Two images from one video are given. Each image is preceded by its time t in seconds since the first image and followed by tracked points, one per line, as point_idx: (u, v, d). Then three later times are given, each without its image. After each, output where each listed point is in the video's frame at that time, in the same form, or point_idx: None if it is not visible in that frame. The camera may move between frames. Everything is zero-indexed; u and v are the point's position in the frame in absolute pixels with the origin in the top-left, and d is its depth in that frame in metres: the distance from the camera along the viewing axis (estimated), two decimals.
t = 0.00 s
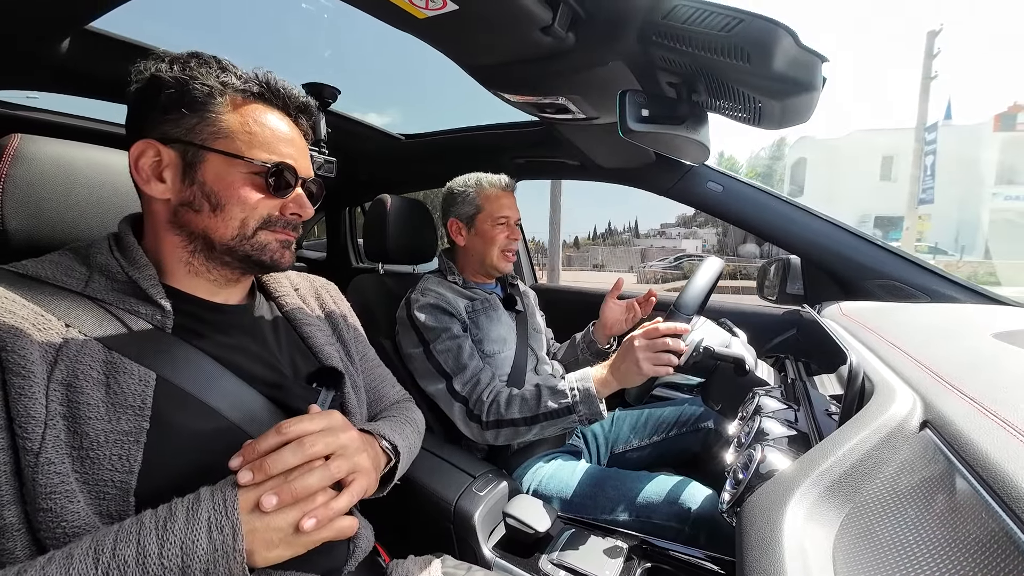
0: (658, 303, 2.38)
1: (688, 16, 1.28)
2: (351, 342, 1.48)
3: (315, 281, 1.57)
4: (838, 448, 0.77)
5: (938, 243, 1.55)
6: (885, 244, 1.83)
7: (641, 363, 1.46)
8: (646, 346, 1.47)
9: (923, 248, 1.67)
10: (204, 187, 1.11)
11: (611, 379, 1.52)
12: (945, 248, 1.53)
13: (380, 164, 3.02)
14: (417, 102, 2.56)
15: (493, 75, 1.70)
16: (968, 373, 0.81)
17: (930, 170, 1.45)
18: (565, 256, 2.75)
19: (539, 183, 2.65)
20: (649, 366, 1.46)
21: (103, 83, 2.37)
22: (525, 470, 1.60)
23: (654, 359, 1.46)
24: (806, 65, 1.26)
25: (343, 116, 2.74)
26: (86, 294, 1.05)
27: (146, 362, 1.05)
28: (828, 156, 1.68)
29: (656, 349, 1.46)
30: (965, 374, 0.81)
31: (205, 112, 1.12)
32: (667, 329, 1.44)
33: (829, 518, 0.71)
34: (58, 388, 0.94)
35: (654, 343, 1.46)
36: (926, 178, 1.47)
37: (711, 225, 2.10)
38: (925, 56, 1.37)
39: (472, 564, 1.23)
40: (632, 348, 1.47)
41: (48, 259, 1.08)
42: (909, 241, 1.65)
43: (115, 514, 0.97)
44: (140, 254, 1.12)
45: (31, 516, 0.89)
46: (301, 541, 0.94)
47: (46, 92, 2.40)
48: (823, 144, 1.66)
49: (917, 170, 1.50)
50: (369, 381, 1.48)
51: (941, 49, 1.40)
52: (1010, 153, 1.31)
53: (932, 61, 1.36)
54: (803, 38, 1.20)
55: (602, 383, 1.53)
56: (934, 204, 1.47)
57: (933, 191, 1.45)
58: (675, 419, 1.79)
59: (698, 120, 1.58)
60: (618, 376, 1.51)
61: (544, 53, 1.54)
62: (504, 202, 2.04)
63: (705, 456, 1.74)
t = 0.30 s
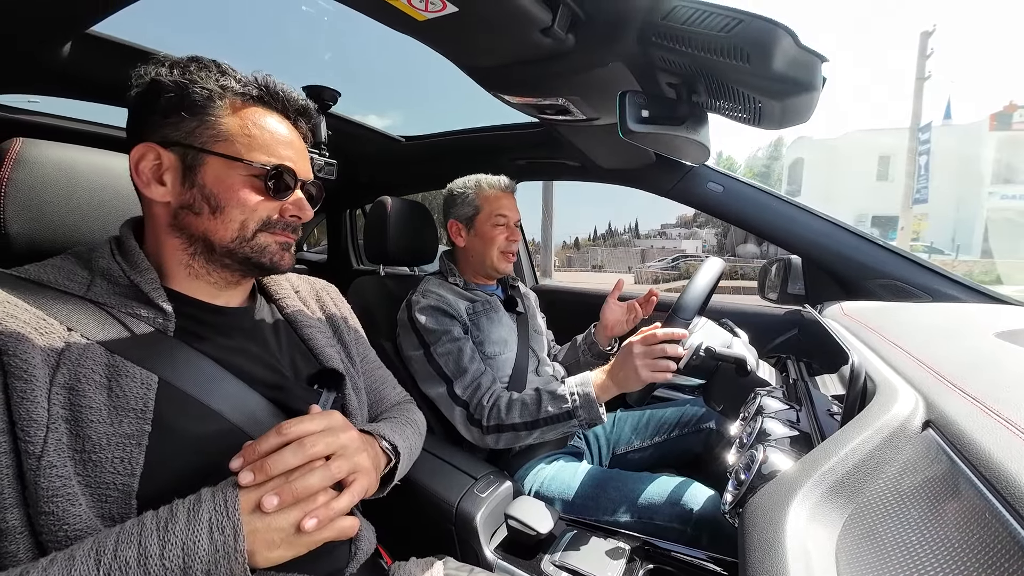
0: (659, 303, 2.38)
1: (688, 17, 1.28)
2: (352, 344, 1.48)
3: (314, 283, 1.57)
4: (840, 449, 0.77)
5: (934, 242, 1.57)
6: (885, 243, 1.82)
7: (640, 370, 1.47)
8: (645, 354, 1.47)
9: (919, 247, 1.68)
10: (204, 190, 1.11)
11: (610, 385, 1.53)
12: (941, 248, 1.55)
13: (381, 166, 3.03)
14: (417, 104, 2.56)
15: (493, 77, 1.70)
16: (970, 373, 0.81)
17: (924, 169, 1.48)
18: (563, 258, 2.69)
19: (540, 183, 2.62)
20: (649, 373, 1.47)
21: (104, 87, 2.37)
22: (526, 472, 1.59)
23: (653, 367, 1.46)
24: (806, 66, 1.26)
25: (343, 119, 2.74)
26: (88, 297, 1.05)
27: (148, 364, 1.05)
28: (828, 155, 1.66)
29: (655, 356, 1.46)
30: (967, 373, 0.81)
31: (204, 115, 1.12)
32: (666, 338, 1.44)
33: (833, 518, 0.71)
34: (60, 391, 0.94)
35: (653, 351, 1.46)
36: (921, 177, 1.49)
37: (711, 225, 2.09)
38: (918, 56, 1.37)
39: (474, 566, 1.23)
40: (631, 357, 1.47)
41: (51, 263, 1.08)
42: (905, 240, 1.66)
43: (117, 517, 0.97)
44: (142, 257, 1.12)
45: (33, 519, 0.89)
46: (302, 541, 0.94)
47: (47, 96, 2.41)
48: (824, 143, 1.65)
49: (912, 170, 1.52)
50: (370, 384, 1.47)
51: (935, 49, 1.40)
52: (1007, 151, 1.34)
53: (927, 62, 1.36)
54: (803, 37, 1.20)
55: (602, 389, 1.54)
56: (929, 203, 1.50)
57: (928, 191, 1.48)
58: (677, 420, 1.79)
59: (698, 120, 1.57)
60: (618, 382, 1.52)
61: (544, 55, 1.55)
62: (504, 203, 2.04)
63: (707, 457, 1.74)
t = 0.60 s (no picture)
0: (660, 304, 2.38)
1: (687, 18, 1.28)
2: (353, 346, 1.48)
3: (315, 285, 1.56)
4: (843, 449, 0.77)
5: (933, 242, 1.58)
6: (886, 242, 1.82)
7: (641, 373, 1.47)
8: (646, 357, 1.47)
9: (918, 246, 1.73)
10: (206, 196, 1.11)
11: (610, 387, 1.53)
12: (940, 247, 1.57)
13: (380, 168, 3.02)
14: (416, 105, 2.56)
15: (493, 79, 1.70)
16: (972, 373, 0.81)
17: (923, 169, 1.50)
18: (566, 258, 2.72)
19: (537, 185, 2.67)
20: (649, 376, 1.47)
21: (102, 90, 2.37)
22: (528, 473, 1.59)
23: (653, 370, 1.46)
24: (806, 66, 1.26)
25: (343, 121, 2.74)
26: (89, 301, 1.04)
27: (149, 368, 1.05)
28: (827, 155, 1.65)
29: (655, 359, 1.46)
30: (970, 373, 0.81)
31: (207, 120, 1.12)
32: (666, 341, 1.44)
33: (835, 518, 0.71)
34: (62, 395, 0.93)
35: (654, 354, 1.46)
36: (919, 177, 1.50)
37: (712, 224, 2.09)
38: (917, 56, 1.37)
39: (476, 568, 1.23)
40: (632, 360, 1.47)
41: (53, 266, 1.07)
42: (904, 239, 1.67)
43: (118, 522, 0.96)
44: (143, 260, 1.12)
45: (35, 524, 0.88)
46: (304, 547, 0.93)
47: (46, 99, 2.40)
48: (821, 143, 1.63)
49: (910, 169, 1.53)
50: (372, 386, 1.47)
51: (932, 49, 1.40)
52: (1007, 149, 1.38)
53: (924, 62, 1.36)
54: (802, 38, 1.20)
55: (602, 392, 1.55)
56: (928, 203, 1.49)
57: (926, 191, 1.48)
58: (679, 420, 1.79)
59: (698, 120, 1.57)
60: (618, 384, 1.52)
61: (543, 56, 1.55)
62: (489, 203, 2.04)
63: (709, 457, 1.75)
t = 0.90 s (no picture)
0: (661, 305, 2.38)
1: (686, 18, 1.29)
2: (352, 349, 1.48)
3: (314, 289, 1.57)
4: (846, 449, 0.76)
5: (934, 240, 1.58)
6: (887, 241, 1.82)
7: (641, 378, 1.49)
8: (645, 362, 1.49)
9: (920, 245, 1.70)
10: (203, 204, 1.11)
11: (611, 392, 1.55)
12: (941, 245, 1.56)
13: (381, 171, 3.03)
14: (416, 108, 2.56)
15: (492, 81, 1.70)
16: (975, 371, 0.81)
17: (923, 168, 1.50)
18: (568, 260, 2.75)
19: (537, 186, 2.68)
20: (648, 381, 1.49)
21: (104, 95, 2.37)
22: (530, 475, 1.59)
23: (652, 375, 1.48)
24: (806, 66, 1.25)
25: (343, 124, 2.74)
26: (90, 307, 1.05)
27: (150, 371, 1.05)
28: (827, 155, 1.67)
29: (654, 364, 1.48)
30: (972, 371, 0.81)
31: (205, 128, 1.11)
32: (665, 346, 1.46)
33: (838, 518, 0.70)
34: (62, 402, 0.93)
35: (653, 360, 1.48)
36: (920, 176, 1.51)
37: (712, 225, 2.10)
38: (916, 55, 1.37)
39: (479, 571, 1.23)
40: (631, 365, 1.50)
41: (54, 274, 1.08)
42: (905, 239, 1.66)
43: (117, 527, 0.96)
44: (143, 267, 1.12)
45: (35, 528, 0.88)
46: (303, 544, 0.93)
47: (47, 105, 2.41)
48: (823, 144, 1.64)
49: (910, 168, 1.52)
50: (371, 388, 1.47)
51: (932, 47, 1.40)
52: (1007, 149, 1.35)
53: (923, 61, 1.36)
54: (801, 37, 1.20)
55: (602, 396, 1.56)
56: (929, 202, 1.50)
57: (927, 190, 1.48)
58: (681, 421, 1.78)
59: (698, 121, 1.57)
60: (618, 390, 1.54)
61: (543, 58, 1.55)
62: (473, 208, 2.04)
63: (712, 458, 1.74)
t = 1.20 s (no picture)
0: (662, 305, 2.37)
1: (683, 19, 1.29)
2: (347, 352, 1.47)
3: (307, 293, 1.57)
4: (849, 448, 0.76)
5: (934, 239, 1.59)
6: (889, 241, 1.81)
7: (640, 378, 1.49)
8: (645, 363, 1.48)
9: (920, 244, 1.73)
10: (173, 200, 1.11)
11: (612, 392, 1.55)
12: (941, 244, 1.58)
13: (381, 175, 3.03)
14: (416, 111, 2.57)
15: (492, 83, 1.70)
16: (978, 369, 0.80)
17: (924, 167, 1.49)
18: (569, 262, 2.75)
19: (537, 188, 2.68)
20: (648, 381, 1.49)
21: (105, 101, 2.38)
22: (532, 477, 1.58)
23: (651, 376, 1.48)
24: (805, 66, 1.24)
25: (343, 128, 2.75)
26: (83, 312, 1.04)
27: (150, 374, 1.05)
28: (827, 155, 1.63)
29: (654, 365, 1.48)
30: (974, 370, 0.81)
31: (167, 128, 1.12)
32: (665, 348, 1.46)
33: (843, 518, 0.70)
34: (55, 400, 0.93)
35: (653, 360, 1.47)
36: (920, 176, 1.49)
37: (712, 225, 2.10)
38: (915, 54, 1.37)
39: (482, 573, 1.22)
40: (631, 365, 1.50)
41: (48, 284, 1.09)
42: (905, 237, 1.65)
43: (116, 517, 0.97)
44: (135, 272, 1.12)
45: (35, 520, 0.89)
46: (294, 517, 0.93)
47: (49, 111, 2.42)
48: (822, 143, 1.59)
49: (911, 166, 1.51)
50: (367, 388, 1.47)
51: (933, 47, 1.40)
52: (1008, 146, 1.36)
53: (922, 60, 1.36)
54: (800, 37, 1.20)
55: (603, 398, 1.56)
56: (930, 201, 1.49)
57: (928, 189, 1.48)
58: (683, 421, 1.77)
59: (698, 121, 1.55)
60: (619, 392, 1.54)
61: (541, 60, 1.55)
62: (467, 208, 2.04)
63: (714, 459, 1.74)
